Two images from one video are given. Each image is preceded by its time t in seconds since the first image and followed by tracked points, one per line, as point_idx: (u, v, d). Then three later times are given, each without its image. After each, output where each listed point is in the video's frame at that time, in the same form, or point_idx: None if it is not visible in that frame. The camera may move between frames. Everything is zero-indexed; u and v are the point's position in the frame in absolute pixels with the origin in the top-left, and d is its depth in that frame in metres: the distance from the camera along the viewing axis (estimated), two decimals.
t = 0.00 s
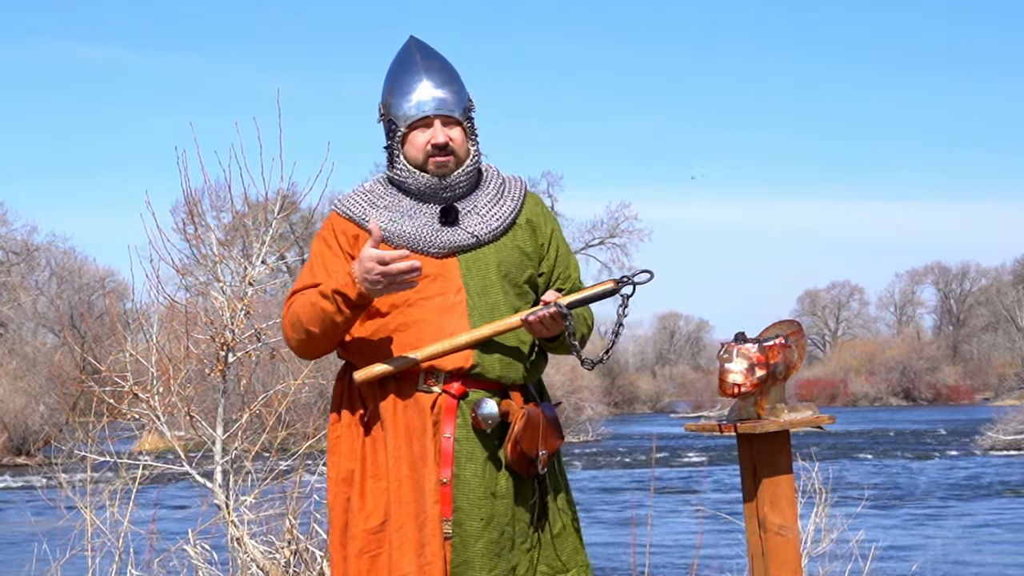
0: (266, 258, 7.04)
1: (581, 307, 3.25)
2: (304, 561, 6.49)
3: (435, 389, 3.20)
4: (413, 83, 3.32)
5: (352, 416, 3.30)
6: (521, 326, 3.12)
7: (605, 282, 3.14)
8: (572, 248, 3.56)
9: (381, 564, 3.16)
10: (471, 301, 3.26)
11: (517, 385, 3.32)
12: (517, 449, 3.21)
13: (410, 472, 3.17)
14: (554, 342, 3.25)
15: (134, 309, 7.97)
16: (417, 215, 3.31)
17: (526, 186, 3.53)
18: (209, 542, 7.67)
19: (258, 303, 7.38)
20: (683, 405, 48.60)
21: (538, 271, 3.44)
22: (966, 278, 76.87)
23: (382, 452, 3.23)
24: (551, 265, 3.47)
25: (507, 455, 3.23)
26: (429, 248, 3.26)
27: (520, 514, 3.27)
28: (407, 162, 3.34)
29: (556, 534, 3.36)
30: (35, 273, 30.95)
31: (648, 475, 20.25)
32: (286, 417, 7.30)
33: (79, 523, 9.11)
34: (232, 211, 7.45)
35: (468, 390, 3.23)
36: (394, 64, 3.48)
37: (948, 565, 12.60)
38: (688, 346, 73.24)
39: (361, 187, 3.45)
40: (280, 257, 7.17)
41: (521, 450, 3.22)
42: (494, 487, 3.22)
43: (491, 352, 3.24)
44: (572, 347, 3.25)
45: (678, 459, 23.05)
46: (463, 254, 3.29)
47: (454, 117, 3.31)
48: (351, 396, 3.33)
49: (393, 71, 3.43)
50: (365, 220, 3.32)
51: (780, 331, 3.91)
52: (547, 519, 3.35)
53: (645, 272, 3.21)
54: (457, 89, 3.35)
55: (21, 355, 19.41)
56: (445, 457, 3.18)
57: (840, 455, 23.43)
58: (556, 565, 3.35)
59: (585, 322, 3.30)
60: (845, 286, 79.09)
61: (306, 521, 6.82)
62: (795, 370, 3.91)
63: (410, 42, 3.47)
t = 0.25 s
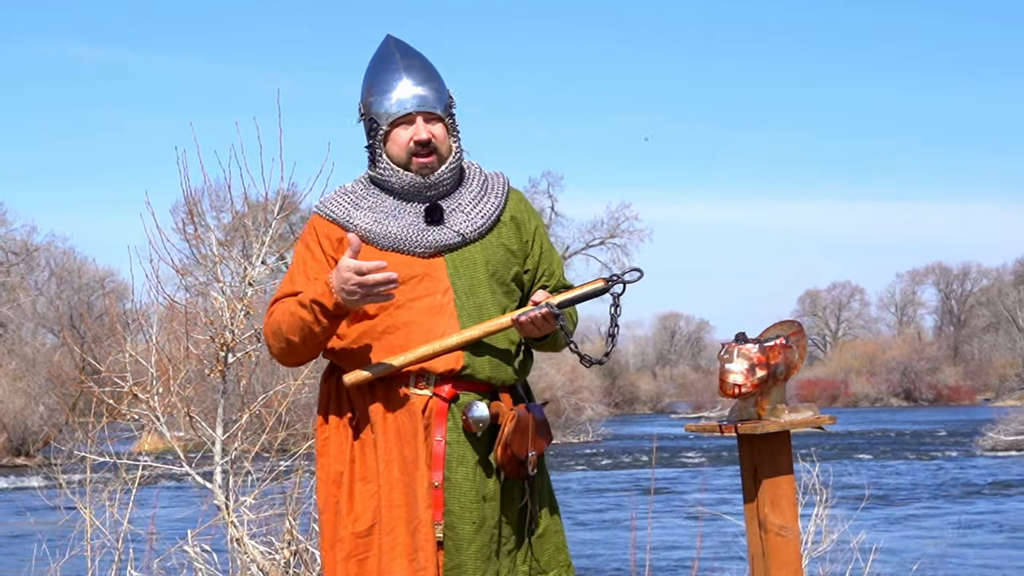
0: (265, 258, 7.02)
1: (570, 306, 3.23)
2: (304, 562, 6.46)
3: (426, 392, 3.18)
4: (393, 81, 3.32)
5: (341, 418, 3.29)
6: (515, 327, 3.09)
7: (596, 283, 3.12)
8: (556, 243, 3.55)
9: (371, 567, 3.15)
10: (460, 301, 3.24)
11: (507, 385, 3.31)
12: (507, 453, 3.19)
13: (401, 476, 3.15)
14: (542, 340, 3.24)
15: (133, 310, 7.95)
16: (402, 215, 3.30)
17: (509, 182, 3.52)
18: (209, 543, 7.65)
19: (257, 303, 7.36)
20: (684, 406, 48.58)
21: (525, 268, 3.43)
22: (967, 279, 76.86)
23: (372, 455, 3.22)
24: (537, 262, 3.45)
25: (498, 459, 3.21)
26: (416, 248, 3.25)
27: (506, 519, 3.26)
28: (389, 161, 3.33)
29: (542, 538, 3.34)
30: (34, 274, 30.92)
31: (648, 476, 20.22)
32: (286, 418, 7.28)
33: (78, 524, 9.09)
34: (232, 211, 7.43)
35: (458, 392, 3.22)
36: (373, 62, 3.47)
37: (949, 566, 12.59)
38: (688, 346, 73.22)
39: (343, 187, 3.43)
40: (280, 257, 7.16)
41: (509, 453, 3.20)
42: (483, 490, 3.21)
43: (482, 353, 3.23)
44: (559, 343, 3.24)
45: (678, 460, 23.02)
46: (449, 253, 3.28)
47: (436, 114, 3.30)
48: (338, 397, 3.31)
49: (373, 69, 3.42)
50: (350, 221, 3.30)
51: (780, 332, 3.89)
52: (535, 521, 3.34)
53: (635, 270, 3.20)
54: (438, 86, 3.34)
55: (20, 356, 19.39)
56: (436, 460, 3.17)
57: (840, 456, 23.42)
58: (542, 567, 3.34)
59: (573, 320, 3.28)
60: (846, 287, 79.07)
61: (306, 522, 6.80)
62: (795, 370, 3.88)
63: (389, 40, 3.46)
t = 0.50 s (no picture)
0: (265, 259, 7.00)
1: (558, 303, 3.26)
2: (304, 563, 6.44)
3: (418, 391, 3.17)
4: (375, 80, 3.29)
5: (332, 418, 3.26)
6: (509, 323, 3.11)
7: (585, 275, 3.17)
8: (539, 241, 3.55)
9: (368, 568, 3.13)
10: (448, 299, 3.24)
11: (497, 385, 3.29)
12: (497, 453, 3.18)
13: (396, 476, 3.13)
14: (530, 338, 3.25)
15: (132, 310, 7.92)
16: (385, 215, 3.28)
17: (492, 181, 3.52)
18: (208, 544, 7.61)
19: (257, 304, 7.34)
20: (684, 406, 48.56)
21: (510, 266, 3.43)
22: (968, 279, 76.80)
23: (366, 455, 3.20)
24: (522, 263, 3.45)
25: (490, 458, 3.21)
26: (400, 247, 3.24)
27: (497, 520, 3.26)
28: (372, 160, 3.31)
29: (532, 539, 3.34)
30: (34, 275, 30.89)
31: (648, 477, 20.20)
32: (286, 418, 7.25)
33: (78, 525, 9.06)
34: (231, 210, 7.41)
35: (450, 392, 3.20)
36: (353, 62, 3.45)
37: (950, 566, 12.57)
38: (689, 347, 73.20)
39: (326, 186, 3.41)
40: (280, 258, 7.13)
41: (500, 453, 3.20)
42: (473, 491, 3.20)
43: (474, 354, 3.21)
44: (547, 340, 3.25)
45: (678, 461, 22.99)
46: (434, 252, 3.28)
47: (418, 113, 3.27)
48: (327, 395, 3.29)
49: (355, 68, 3.39)
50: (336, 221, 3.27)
51: (780, 332, 3.87)
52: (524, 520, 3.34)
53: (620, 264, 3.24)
54: (419, 85, 3.31)
55: (19, 357, 19.35)
56: (429, 461, 3.16)
57: (841, 457, 23.39)
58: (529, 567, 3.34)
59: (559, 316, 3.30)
60: (846, 287, 78.96)
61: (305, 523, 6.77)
62: (796, 371, 3.86)
63: (369, 38, 3.43)
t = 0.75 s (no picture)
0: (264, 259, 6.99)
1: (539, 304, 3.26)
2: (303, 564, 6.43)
3: (401, 394, 3.15)
4: (355, 80, 3.27)
5: (316, 422, 3.23)
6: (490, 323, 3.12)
7: (567, 277, 3.15)
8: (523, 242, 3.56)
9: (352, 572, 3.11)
10: (432, 300, 3.24)
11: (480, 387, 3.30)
12: (481, 454, 3.18)
13: (379, 480, 3.12)
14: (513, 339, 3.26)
15: (132, 310, 7.90)
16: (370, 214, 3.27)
17: (475, 181, 3.51)
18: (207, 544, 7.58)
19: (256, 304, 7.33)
20: (684, 406, 48.52)
21: (495, 268, 3.44)
22: (968, 279, 76.78)
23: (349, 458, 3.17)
24: (504, 263, 3.46)
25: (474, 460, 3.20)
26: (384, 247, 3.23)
27: (483, 521, 3.24)
28: (354, 159, 3.28)
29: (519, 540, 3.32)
30: (33, 275, 30.86)
31: (648, 477, 20.18)
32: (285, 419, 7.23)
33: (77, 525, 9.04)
34: (230, 210, 7.39)
35: (434, 395, 3.19)
36: (333, 62, 3.43)
37: (951, 567, 12.57)
38: (689, 347, 73.18)
39: (308, 187, 3.39)
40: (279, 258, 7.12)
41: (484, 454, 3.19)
42: (458, 494, 3.19)
43: (456, 355, 3.22)
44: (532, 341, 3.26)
45: (678, 461, 22.96)
46: (420, 252, 3.27)
47: (400, 111, 3.25)
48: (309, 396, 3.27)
49: (334, 69, 3.37)
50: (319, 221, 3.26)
51: (780, 332, 3.86)
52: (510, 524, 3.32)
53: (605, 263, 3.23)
54: (400, 83, 3.30)
55: (19, 357, 19.33)
56: (412, 465, 3.14)
57: (841, 457, 23.36)
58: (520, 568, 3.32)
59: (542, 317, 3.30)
60: (846, 287, 78.94)
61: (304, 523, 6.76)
62: (796, 371, 3.84)
63: (349, 38, 3.42)
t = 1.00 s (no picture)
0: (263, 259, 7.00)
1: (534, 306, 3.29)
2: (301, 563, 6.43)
3: (401, 398, 3.15)
4: (357, 80, 3.26)
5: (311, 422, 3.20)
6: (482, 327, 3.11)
7: (562, 278, 3.14)
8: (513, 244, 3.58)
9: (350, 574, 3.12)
10: (428, 305, 3.24)
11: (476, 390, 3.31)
12: (479, 455, 3.19)
13: (379, 483, 3.12)
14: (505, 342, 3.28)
15: (131, 310, 7.89)
16: (365, 218, 3.27)
17: (467, 184, 3.52)
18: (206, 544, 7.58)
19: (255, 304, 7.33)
20: (683, 406, 48.51)
21: (486, 269, 3.46)
22: (968, 279, 76.76)
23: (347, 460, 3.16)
24: (494, 265, 3.48)
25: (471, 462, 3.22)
26: (381, 252, 3.23)
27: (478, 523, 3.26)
28: (353, 161, 3.27)
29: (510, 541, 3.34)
30: (33, 275, 30.86)
31: (648, 478, 20.17)
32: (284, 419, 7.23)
33: (77, 525, 9.03)
34: (229, 210, 7.39)
35: (433, 398, 3.19)
36: (333, 59, 3.42)
37: (950, 566, 12.57)
38: (688, 347, 73.18)
39: (300, 186, 3.37)
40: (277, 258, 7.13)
41: (481, 457, 3.20)
42: (456, 496, 3.20)
43: (454, 359, 3.22)
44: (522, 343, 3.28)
45: (678, 461, 22.96)
46: (415, 257, 3.28)
47: (401, 115, 3.25)
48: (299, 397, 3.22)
49: (332, 70, 3.36)
50: (314, 226, 3.24)
51: (780, 332, 3.85)
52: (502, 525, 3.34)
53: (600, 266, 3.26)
54: (402, 86, 3.30)
55: (18, 358, 19.32)
56: (412, 467, 3.14)
57: (841, 458, 23.35)
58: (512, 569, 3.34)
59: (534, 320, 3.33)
60: (846, 287, 78.95)
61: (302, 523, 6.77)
62: (795, 371, 3.84)
63: (350, 36, 3.40)
